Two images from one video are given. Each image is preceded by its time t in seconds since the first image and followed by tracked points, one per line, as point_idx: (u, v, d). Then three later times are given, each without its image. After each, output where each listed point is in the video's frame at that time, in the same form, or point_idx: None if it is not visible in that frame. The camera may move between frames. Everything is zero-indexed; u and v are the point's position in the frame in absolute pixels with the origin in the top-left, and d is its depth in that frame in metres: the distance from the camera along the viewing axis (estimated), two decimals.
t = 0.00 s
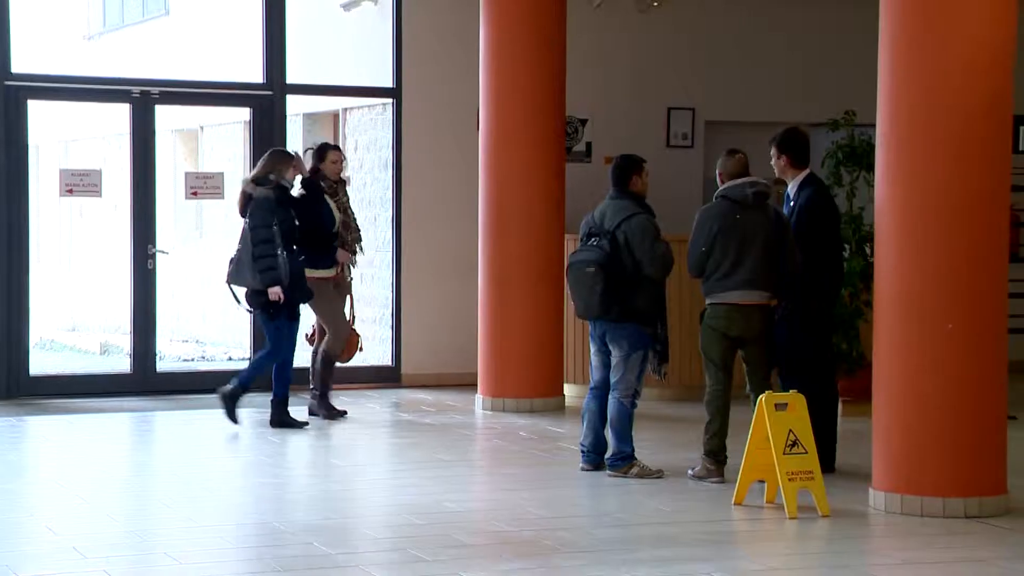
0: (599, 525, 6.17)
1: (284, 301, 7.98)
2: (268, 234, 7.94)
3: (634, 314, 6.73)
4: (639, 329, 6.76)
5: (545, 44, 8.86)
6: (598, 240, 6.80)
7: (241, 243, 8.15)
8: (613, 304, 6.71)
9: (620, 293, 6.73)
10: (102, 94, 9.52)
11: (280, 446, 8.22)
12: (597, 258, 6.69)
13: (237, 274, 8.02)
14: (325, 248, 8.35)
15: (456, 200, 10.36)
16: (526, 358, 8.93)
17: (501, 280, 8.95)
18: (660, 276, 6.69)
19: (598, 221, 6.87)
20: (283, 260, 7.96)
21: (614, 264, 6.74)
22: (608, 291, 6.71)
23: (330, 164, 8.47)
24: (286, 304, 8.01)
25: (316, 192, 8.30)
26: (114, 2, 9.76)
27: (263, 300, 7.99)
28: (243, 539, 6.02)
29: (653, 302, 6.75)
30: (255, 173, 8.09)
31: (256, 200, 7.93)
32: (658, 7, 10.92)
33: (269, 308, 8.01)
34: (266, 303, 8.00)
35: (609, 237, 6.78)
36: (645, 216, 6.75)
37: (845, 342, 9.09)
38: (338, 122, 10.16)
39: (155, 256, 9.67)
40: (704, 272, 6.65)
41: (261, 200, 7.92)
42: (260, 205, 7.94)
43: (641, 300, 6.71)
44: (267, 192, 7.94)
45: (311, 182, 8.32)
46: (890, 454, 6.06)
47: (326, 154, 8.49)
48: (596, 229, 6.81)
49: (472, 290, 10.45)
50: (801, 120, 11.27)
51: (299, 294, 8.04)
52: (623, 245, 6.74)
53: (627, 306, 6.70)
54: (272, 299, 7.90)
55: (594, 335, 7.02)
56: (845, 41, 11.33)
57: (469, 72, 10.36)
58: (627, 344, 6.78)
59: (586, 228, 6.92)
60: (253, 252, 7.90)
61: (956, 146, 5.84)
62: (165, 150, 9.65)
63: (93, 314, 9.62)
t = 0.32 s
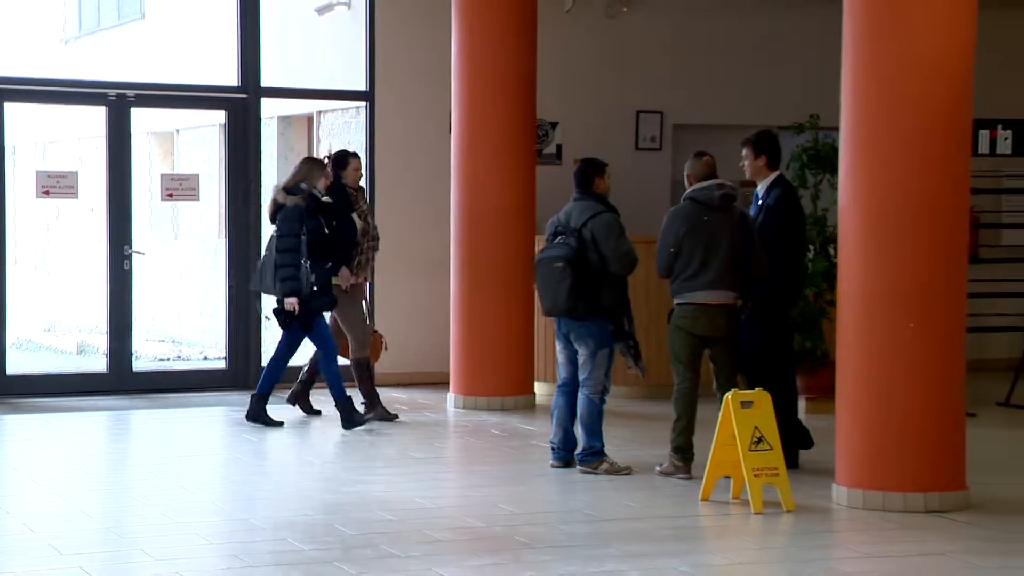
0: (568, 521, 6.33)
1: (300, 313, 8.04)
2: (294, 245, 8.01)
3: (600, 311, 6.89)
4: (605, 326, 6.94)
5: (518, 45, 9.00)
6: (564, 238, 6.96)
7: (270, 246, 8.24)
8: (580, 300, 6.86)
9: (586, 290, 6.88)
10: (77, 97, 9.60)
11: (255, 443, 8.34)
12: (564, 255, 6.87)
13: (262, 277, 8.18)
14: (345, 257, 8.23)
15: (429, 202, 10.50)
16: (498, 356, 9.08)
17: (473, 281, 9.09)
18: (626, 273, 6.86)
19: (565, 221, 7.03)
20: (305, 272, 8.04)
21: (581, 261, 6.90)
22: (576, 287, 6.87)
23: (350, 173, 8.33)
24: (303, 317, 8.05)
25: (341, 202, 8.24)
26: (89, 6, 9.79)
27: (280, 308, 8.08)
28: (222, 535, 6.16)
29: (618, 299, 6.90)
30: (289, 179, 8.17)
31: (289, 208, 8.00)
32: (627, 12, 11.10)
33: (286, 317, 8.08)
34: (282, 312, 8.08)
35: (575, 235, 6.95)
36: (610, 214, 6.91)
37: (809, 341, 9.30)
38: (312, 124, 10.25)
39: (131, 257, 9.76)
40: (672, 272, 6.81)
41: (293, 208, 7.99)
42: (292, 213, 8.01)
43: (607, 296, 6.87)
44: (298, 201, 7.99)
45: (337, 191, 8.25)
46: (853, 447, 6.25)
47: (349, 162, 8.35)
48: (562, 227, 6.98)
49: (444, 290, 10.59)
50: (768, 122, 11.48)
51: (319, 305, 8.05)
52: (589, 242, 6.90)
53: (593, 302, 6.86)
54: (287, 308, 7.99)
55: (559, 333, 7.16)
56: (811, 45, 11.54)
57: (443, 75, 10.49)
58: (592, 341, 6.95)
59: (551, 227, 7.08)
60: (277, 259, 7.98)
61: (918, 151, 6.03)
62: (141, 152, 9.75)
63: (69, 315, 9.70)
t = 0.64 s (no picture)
0: (528, 515, 6.59)
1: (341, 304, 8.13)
2: (324, 240, 8.09)
3: (552, 309, 7.14)
4: (558, 322, 7.17)
5: (480, 51, 9.23)
6: (518, 239, 7.19)
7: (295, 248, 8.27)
8: (533, 299, 7.11)
9: (539, 289, 7.13)
10: (48, 102, 9.75)
11: (222, 440, 8.54)
12: (518, 256, 7.10)
13: (294, 278, 8.15)
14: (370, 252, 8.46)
15: (392, 205, 10.75)
16: (460, 354, 9.32)
17: (438, 284, 9.33)
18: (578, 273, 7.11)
19: (519, 222, 7.24)
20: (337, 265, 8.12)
21: (534, 261, 7.14)
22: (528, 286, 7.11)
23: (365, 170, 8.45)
24: (343, 307, 8.18)
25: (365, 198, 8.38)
26: (60, 12, 10.01)
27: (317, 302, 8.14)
28: (195, 530, 6.37)
29: (570, 297, 7.18)
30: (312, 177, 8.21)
31: (318, 205, 8.07)
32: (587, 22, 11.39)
33: (326, 310, 8.14)
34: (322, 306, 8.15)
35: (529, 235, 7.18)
36: (563, 217, 7.14)
37: (762, 341, 9.56)
38: (279, 130, 10.51)
39: (102, 259, 9.94)
40: (630, 273, 7.06)
41: (322, 205, 8.06)
42: (321, 211, 8.08)
43: (558, 295, 7.14)
44: (327, 198, 8.07)
45: (358, 189, 8.37)
46: (803, 442, 6.55)
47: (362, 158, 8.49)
48: (516, 228, 7.21)
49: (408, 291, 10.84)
50: (721, 127, 11.81)
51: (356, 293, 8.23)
52: (542, 243, 7.14)
53: (546, 301, 7.11)
54: (328, 302, 8.04)
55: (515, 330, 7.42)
56: (762, 54, 11.89)
57: (408, 83, 10.73)
58: (549, 337, 7.19)
59: (506, 228, 7.30)
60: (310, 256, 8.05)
61: (866, 161, 6.33)
62: (111, 156, 9.93)
63: (41, 316, 9.85)
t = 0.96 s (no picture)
0: (482, 511, 6.81)
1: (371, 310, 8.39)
2: (348, 248, 8.31)
3: (507, 312, 7.36)
4: (514, 325, 7.38)
5: (432, 57, 9.45)
6: (476, 243, 7.44)
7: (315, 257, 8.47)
8: (486, 301, 7.34)
9: (492, 292, 7.36)
10: (8, 106, 9.91)
11: (181, 439, 8.70)
12: (471, 260, 7.33)
13: (317, 286, 8.34)
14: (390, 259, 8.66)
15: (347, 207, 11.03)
16: (416, 355, 9.57)
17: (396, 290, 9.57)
18: (531, 277, 7.30)
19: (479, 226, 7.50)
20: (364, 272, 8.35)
21: (486, 265, 7.36)
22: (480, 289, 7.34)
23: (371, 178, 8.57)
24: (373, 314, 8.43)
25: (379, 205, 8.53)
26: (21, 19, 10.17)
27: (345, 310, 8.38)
28: (158, 527, 6.54)
29: (525, 300, 7.38)
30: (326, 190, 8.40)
31: (339, 215, 8.30)
32: (537, 30, 11.73)
33: (355, 317, 8.40)
34: (352, 313, 8.39)
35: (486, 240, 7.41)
36: (518, 221, 7.35)
37: (710, 340, 9.92)
38: (238, 134, 10.74)
39: (62, 261, 10.09)
40: (582, 275, 7.29)
41: (341, 217, 8.27)
42: (342, 221, 8.30)
43: (512, 299, 7.34)
44: (350, 208, 8.29)
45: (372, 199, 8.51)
46: (749, 438, 6.82)
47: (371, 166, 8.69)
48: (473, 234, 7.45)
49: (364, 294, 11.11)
50: (668, 132, 12.17)
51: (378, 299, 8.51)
52: (497, 247, 7.35)
53: (498, 304, 7.33)
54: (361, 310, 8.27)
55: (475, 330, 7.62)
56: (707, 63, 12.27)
57: (364, 91, 11.02)
58: (508, 338, 7.38)
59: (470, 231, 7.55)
60: (338, 266, 8.25)
61: (807, 169, 6.60)
62: (73, 160, 10.09)
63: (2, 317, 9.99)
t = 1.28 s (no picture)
0: (439, 507, 7.03)
1: (383, 305, 8.57)
2: (362, 244, 8.49)
3: (490, 316, 7.61)
4: (494, 327, 7.63)
5: (388, 63, 9.72)
6: (460, 247, 7.73)
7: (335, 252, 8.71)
8: (470, 306, 7.56)
9: (477, 296, 7.58)
10: None
11: (140, 437, 8.86)
12: (457, 263, 7.59)
13: (334, 281, 8.58)
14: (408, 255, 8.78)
15: (305, 209, 11.30)
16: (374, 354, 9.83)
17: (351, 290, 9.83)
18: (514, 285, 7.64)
19: (462, 230, 7.79)
20: (379, 267, 8.52)
21: (471, 269, 7.61)
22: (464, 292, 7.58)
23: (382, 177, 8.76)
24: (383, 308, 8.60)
25: (391, 204, 8.72)
26: None
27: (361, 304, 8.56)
28: (120, 523, 6.71)
29: (507, 305, 7.65)
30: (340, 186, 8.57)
31: (352, 211, 8.47)
32: (492, 37, 11.99)
33: (369, 311, 8.59)
34: (366, 307, 8.57)
35: (470, 244, 7.70)
36: (503, 230, 7.69)
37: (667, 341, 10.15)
38: (198, 139, 11.04)
39: (24, 263, 10.35)
40: (535, 277, 7.53)
41: (354, 212, 8.46)
42: (354, 217, 8.47)
43: (496, 304, 7.60)
44: (364, 204, 8.46)
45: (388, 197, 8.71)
46: (698, 436, 7.09)
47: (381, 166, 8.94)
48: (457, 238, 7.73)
49: (316, 294, 11.38)
50: (617, 137, 12.50)
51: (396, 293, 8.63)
52: (482, 252, 7.65)
53: (483, 309, 7.57)
54: (372, 304, 8.49)
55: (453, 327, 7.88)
56: (655, 70, 12.63)
57: (321, 97, 11.32)
58: (486, 339, 7.65)
59: (451, 236, 7.84)
60: (350, 262, 8.47)
61: (755, 176, 6.88)
62: (34, 164, 10.36)
63: None
